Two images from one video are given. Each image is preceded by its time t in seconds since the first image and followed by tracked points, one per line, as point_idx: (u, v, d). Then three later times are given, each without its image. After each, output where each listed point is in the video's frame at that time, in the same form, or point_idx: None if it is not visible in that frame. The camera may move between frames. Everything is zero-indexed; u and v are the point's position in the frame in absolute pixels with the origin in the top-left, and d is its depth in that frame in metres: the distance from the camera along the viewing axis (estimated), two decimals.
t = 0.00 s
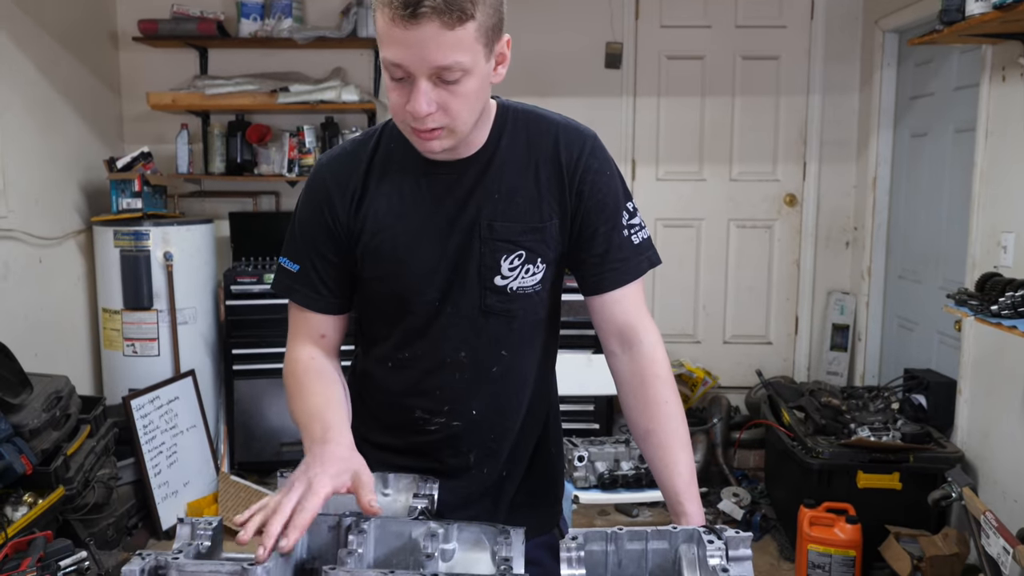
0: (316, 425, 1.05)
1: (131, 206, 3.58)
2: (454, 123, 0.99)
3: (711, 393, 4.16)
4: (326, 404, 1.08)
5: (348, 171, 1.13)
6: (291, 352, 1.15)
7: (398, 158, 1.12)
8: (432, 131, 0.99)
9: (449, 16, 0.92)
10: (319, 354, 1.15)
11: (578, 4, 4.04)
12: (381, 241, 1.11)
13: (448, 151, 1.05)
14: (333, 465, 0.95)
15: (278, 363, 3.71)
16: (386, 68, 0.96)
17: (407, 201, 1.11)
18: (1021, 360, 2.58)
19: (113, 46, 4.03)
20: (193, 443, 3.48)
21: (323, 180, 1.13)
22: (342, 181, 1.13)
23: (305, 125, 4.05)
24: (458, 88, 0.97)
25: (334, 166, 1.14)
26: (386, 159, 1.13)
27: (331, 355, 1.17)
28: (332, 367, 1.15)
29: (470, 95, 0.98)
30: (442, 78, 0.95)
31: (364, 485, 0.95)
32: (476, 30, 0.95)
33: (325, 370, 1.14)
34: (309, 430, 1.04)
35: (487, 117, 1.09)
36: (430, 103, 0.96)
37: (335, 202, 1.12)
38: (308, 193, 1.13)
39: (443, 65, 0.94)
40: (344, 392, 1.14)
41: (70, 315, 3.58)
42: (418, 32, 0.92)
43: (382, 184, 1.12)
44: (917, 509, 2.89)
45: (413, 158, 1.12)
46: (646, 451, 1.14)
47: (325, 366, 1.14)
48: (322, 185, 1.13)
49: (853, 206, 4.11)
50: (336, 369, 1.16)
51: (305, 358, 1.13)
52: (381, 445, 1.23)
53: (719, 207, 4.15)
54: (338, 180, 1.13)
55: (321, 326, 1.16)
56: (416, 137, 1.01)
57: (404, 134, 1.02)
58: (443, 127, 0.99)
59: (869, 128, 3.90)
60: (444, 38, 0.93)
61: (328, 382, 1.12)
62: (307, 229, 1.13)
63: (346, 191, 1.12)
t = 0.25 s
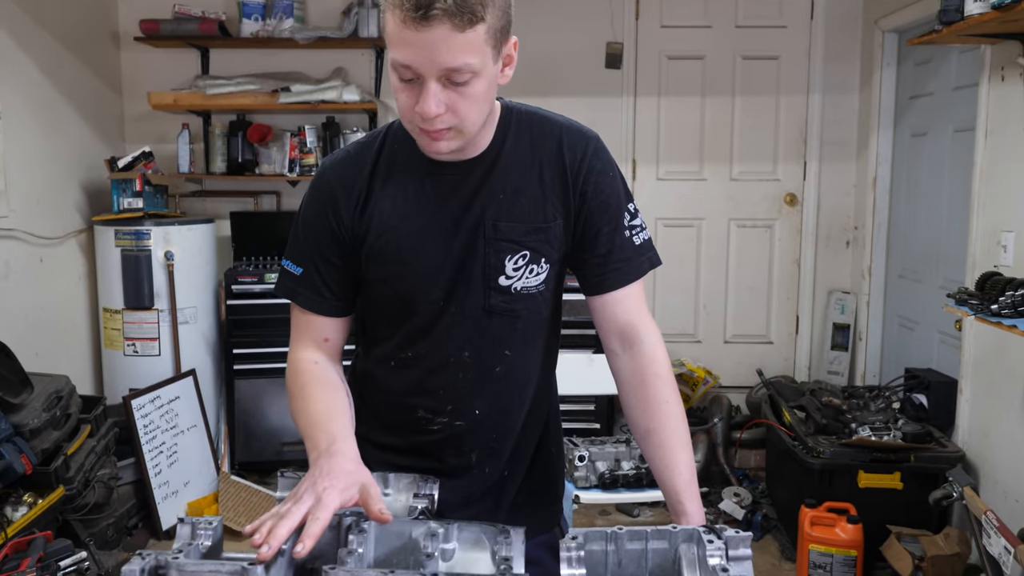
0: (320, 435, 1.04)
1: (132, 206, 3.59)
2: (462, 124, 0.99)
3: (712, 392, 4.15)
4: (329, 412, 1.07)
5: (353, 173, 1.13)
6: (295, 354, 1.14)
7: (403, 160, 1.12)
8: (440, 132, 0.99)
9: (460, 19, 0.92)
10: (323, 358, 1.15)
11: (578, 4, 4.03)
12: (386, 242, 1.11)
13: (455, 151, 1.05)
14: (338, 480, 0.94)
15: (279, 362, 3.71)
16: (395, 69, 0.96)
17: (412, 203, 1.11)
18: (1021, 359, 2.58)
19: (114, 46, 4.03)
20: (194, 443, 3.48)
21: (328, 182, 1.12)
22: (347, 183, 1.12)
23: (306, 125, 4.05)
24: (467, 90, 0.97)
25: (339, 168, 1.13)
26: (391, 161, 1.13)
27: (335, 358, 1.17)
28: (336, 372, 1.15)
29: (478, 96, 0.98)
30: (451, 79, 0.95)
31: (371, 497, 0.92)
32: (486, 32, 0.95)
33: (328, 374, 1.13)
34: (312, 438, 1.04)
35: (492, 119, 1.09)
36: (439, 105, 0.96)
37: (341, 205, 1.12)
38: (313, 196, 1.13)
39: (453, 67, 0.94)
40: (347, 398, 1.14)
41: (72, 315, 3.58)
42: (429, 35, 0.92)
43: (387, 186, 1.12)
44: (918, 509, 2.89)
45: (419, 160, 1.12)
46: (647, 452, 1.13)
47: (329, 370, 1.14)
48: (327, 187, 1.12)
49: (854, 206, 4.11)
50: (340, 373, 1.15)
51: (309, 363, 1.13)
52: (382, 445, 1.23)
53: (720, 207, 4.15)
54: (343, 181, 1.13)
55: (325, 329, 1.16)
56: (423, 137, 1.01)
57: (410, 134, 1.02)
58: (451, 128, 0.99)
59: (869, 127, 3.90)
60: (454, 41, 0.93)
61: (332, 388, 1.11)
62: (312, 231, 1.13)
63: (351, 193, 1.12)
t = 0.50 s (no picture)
0: (319, 440, 1.05)
1: (133, 208, 3.60)
2: (478, 109, 0.99)
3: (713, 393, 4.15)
4: (329, 416, 1.08)
5: (355, 176, 1.13)
6: (296, 356, 1.15)
7: (404, 162, 1.12)
8: (457, 118, 0.99)
9: None
10: (324, 361, 1.15)
11: (579, 5, 4.04)
12: (388, 244, 1.11)
13: (466, 143, 1.05)
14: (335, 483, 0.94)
15: (279, 363, 3.72)
16: (411, 55, 0.96)
17: (414, 205, 1.11)
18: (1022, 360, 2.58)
19: (115, 48, 4.03)
20: (195, 444, 3.49)
21: (329, 186, 1.13)
22: (349, 186, 1.13)
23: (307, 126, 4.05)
24: (484, 73, 0.97)
25: (341, 172, 1.13)
26: (393, 164, 1.13)
27: (336, 362, 1.17)
28: (337, 375, 1.15)
29: (493, 81, 0.99)
30: (468, 61, 0.96)
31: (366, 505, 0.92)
32: (500, 16, 0.97)
33: (329, 378, 1.13)
34: (311, 443, 1.05)
35: (496, 119, 1.09)
36: (457, 87, 0.96)
37: (342, 208, 1.12)
38: (314, 199, 1.13)
39: (471, 48, 0.95)
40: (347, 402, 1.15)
41: (73, 316, 3.59)
42: (448, 14, 0.93)
43: (389, 188, 1.12)
44: (919, 509, 2.89)
45: (420, 162, 1.12)
46: (648, 452, 1.14)
47: (329, 374, 1.14)
48: (329, 191, 1.12)
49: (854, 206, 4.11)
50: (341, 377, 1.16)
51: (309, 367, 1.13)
52: (382, 446, 1.23)
53: (721, 208, 4.15)
54: (345, 184, 1.13)
55: (327, 332, 1.16)
56: (438, 126, 1.00)
57: (424, 125, 1.02)
58: (467, 113, 0.99)
59: (870, 128, 3.90)
60: (472, 20, 0.94)
61: (332, 392, 1.12)
62: (314, 235, 1.13)
63: (353, 196, 1.12)
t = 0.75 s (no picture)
0: (317, 442, 1.04)
1: (134, 209, 3.60)
2: (485, 99, 1.00)
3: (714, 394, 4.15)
4: (328, 420, 1.08)
5: (356, 177, 1.13)
6: (298, 358, 1.15)
7: (404, 163, 1.12)
8: (464, 108, 0.99)
9: None
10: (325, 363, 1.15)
11: (580, 6, 4.04)
12: (388, 245, 1.11)
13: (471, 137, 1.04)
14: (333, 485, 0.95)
15: (280, 364, 3.72)
16: (417, 45, 0.96)
17: (415, 206, 1.11)
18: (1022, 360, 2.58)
19: (116, 49, 4.04)
20: (196, 446, 3.49)
21: (330, 187, 1.13)
22: (350, 188, 1.13)
23: (308, 127, 4.05)
24: (489, 61, 0.98)
25: (342, 173, 1.13)
26: (394, 165, 1.13)
27: (338, 364, 1.17)
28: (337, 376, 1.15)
29: (498, 70, 0.99)
30: (474, 49, 0.97)
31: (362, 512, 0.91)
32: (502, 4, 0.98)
33: (329, 379, 1.13)
34: (310, 447, 1.04)
35: (497, 117, 1.09)
36: (465, 74, 0.96)
37: (343, 209, 1.12)
38: (315, 200, 1.13)
39: (476, 34, 0.96)
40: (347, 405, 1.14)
41: (74, 317, 3.59)
42: None
43: (389, 190, 1.12)
44: (920, 510, 2.89)
45: (421, 163, 1.12)
46: (649, 452, 1.14)
47: (329, 375, 1.14)
48: (330, 192, 1.12)
49: (855, 207, 4.11)
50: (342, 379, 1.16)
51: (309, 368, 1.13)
52: (383, 446, 1.23)
53: (722, 209, 4.15)
54: (346, 185, 1.13)
55: (328, 333, 1.16)
56: (446, 117, 1.00)
57: (430, 119, 1.01)
58: (475, 102, 0.99)
59: (871, 129, 3.90)
60: (477, 6, 0.95)
61: (332, 395, 1.12)
62: (315, 236, 1.13)
63: (354, 197, 1.12)
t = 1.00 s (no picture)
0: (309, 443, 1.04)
1: (133, 210, 3.60)
2: (471, 123, 0.99)
3: (715, 395, 4.15)
4: (319, 417, 1.08)
5: (356, 178, 1.12)
6: (298, 356, 1.16)
7: (404, 164, 1.12)
8: (449, 131, 0.99)
9: (472, 15, 0.93)
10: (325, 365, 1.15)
11: (581, 6, 4.03)
12: (388, 247, 1.10)
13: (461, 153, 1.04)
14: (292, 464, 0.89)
15: (280, 365, 3.71)
16: (405, 67, 0.96)
17: (415, 207, 1.11)
18: None
19: (115, 50, 4.03)
20: (196, 447, 3.48)
21: (330, 187, 1.12)
22: (350, 188, 1.12)
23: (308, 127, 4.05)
24: (477, 88, 0.97)
25: (342, 173, 1.13)
26: (394, 165, 1.12)
27: (339, 366, 1.17)
28: (336, 378, 1.15)
29: (487, 96, 0.98)
30: (461, 77, 0.96)
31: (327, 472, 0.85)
32: (495, 31, 0.96)
33: (326, 381, 1.13)
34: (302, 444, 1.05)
35: (496, 123, 1.09)
36: (450, 102, 0.96)
37: (343, 210, 1.11)
38: (315, 200, 1.12)
39: (462, 64, 0.94)
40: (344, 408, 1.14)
41: (74, 318, 3.58)
42: (441, 30, 0.92)
43: (389, 191, 1.11)
44: (922, 510, 2.88)
45: (421, 163, 1.11)
46: (650, 454, 1.13)
47: (327, 376, 1.14)
48: (330, 193, 1.12)
49: (857, 207, 4.11)
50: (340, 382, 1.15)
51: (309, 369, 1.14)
52: (384, 448, 1.22)
53: (723, 209, 4.14)
54: (346, 186, 1.12)
55: (328, 334, 1.16)
56: (431, 138, 1.00)
57: (417, 135, 1.02)
58: (460, 126, 0.99)
59: (872, 129, 3.89)
60: (466, 37, 0.93)
61: (326, 393, 1.12)
62: (314, 236, 1.12)
63: (354, 198, 1.12)
